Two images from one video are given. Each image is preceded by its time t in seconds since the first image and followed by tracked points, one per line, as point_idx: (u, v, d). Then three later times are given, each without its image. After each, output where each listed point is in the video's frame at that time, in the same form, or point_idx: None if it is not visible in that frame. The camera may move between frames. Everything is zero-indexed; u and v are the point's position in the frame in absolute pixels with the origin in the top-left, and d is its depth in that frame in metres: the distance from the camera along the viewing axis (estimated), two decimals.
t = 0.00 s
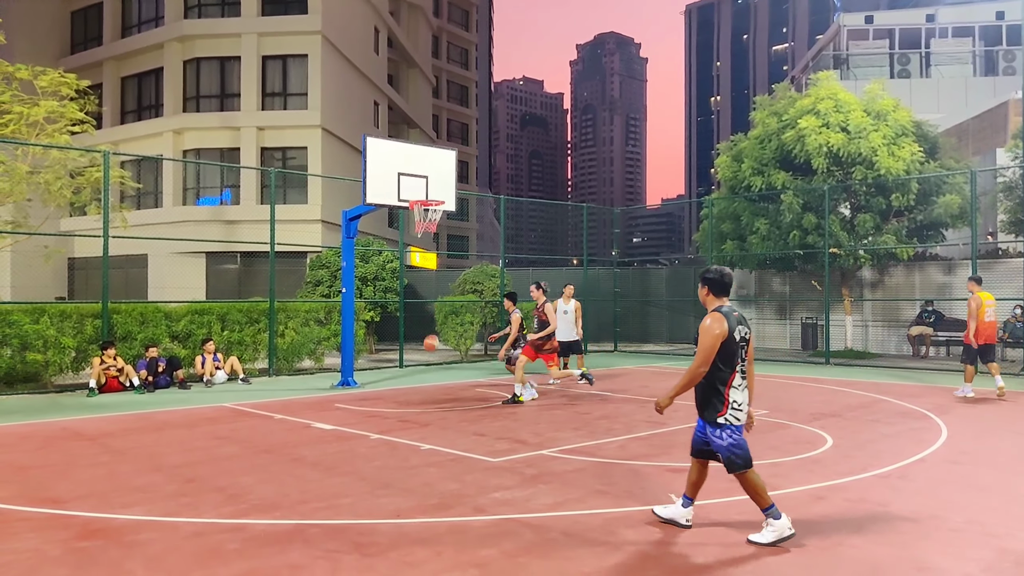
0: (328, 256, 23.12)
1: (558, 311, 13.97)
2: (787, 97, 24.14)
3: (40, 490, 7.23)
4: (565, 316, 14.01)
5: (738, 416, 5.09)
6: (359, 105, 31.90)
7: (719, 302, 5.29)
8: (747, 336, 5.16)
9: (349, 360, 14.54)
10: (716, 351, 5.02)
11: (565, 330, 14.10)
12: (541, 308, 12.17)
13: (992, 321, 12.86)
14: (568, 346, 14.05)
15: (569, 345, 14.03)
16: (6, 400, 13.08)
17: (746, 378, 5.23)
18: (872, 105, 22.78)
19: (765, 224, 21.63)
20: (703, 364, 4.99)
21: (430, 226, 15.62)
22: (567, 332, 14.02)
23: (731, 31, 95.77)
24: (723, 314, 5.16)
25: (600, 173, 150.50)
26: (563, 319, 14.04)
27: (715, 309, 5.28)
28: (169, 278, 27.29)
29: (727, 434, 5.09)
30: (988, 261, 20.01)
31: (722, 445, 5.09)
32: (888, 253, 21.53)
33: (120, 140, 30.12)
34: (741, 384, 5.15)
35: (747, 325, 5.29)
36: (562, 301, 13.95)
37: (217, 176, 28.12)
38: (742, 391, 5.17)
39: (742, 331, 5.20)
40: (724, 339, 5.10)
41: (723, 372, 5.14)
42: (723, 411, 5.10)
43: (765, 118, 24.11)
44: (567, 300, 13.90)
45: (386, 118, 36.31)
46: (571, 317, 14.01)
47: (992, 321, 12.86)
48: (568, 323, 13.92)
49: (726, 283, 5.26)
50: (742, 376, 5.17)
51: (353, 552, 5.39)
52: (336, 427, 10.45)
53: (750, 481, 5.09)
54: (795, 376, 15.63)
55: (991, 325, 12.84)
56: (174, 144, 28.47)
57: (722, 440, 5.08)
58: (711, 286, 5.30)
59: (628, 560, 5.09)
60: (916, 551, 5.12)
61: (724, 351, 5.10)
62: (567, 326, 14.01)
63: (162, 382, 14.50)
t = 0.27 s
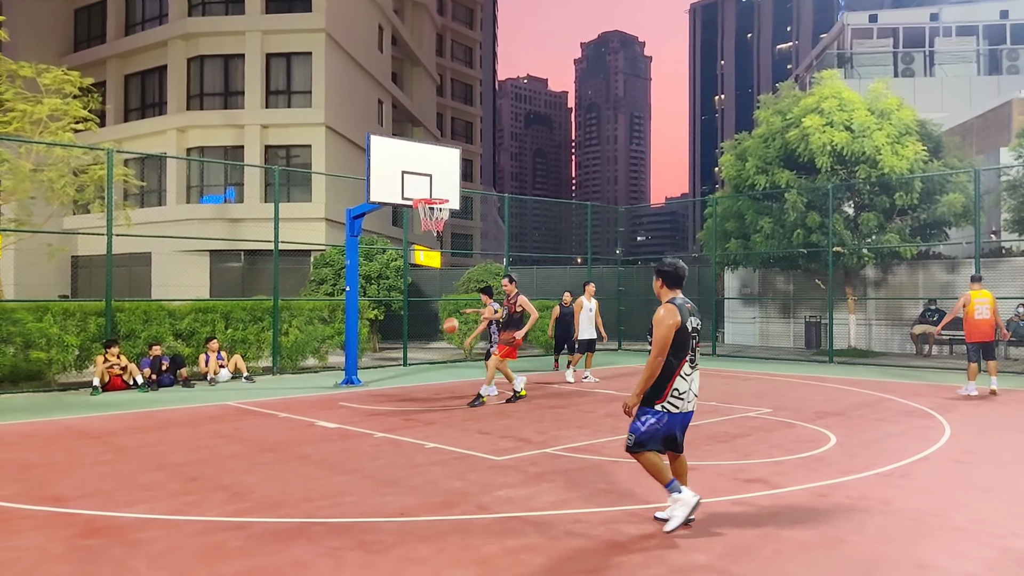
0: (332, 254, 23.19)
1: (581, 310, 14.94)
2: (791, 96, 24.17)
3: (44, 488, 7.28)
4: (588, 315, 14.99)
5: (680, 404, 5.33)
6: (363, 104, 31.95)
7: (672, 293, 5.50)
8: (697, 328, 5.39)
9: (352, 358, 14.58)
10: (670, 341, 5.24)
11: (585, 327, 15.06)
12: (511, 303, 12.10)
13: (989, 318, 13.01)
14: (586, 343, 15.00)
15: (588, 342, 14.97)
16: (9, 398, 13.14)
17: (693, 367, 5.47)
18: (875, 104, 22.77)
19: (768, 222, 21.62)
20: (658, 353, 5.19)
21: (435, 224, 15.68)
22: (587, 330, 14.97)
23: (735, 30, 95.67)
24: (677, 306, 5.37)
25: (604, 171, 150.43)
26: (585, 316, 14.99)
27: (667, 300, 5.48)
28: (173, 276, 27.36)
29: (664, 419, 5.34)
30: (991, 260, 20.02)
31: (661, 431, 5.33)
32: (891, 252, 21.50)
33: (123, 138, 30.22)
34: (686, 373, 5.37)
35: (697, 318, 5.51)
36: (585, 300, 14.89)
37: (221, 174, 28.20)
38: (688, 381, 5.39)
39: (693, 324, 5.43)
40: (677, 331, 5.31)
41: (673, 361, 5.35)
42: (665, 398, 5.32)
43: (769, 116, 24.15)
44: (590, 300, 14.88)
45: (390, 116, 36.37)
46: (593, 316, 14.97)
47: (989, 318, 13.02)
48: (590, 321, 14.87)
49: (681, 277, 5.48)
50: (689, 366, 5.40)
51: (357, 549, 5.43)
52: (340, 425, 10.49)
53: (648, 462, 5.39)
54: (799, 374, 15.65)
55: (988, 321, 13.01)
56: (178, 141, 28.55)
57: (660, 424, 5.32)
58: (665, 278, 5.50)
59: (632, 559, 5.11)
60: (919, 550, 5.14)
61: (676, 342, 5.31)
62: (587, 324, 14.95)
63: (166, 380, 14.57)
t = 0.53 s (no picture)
0: (334, 255, 23.22)
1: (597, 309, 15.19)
2: (792, 95, 24.17)
3: (47, 489, 7.32)
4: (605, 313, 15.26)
5: (628, 407, 5.29)
6: (365, 104, 31.98)
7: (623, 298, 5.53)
8: (644, 330, 5.36)
9: (355, 359, 14.61)
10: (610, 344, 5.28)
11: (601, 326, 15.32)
12: (490, 296, 11.59)
13: (993, 316, 13.00)
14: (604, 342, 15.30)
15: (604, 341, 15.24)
16: (12, 399, 13.19)
17: (648, 371, 5.41)
18: (876, 102, 22.75)
19: (770, 221, 21.64)
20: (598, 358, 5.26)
21: (436, 225, 15.70)
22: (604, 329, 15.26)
23: (736, 29, 95.59)
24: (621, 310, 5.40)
25: (605, 170, 150.44)
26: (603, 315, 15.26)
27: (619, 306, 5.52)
28: (175, 277, 27.43)
29: (614, 423, 5.31)
30: (993, 257, 20.03)
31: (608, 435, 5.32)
32: (893, 250, 21.50)
33: (125, 139, 30.30)
34: (635, 375, 5.33)
35: (650, 322, 5.46)
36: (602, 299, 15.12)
37: (223, 175, 28.27)
38: (640, 384, 5.35)
39: (642, 327, 5.40)
40: (620, 334, 5.33)
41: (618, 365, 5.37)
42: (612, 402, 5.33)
43: (771, 115, 24.16)
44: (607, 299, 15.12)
45: (392, 117, 36.42)
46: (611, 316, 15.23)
47: (994, 315, 13.01)
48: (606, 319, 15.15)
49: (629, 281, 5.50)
50: (640, 368, 5.35)
51: (361, 550, 5.45)
52: (343, 425, 10.52)
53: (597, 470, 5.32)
54: (801, 373, 15.66)
55: (993, 319, 13.02)
56: (180, 142, 28.62)
57: (613, 430, 5.28)
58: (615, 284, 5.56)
59: (634, 558, 5.13)
60: (921, 548, 5.16)
61: (622, 344, 5.32)
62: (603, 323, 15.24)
63: (168, 381, 14.61)
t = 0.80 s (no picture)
0: (332, 252, 23.23)
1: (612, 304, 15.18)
2: (791, 94, 24.23)
3: (44, 485, 7.35)
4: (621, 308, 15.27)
5: (590, 398, 5.35)
6: (364, 100, 31.96)
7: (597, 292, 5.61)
8: (600, 320, 5.40)
9: (353, 356, 14.65)
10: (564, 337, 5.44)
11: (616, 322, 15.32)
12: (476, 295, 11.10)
13: (996, 314, 13.10)
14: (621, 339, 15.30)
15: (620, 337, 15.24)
16: (7, 395, 13.18)
17: (615, 362, 5.39)
18: (874, 102, 22.83)
19: (768, 220, 21.73)
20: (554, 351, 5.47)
21: (435, 222, 15.72)
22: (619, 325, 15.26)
23: (735, 28, 95.62)
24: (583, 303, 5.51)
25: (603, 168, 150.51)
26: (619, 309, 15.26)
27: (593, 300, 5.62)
28: (171, 273, 27.44)
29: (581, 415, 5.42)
30: (988, 258, 20.21)
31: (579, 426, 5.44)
32: (889, 249, 21.62)
33: (122, 134, 30.27)
34: (596, 367, 5.38)
35: (615, 313, 5.45)
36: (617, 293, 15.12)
37: (221, 171, 28.27)
38: (604, 375, 5.37)
39: (603, 318, 5.43)
40: (578, 327, 5.46)
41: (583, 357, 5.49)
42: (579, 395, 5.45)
43: (769, 114, 24.20)
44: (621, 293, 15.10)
45: (391, 113, 36.44)
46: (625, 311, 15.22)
47: (997, 314, 13.12)
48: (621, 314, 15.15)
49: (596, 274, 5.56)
50: (601, 359, 5.39)
51: (358, 547, 5.49)
52: (341, 422, 10.56)
53: (584, 469, 5.36)
54: (798, 371, 15.73)
55: (996, 317, 13.12)
56: (177, 138, 28.59)
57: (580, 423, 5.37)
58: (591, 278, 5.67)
59: (630, 555, 5.19)
60: (914, 545, 5.21)
61: (579, 337, 5.44)
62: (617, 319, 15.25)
63: (165, 378, 14.63)
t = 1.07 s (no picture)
0: (327, 248, 23.21)
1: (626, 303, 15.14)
2: (786, 92, 24.29)
3: (39, 482, 7.36)
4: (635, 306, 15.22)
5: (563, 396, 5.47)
6: (360, 97, 31.94)
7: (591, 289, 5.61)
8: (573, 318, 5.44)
9: (348, 352, 14.66)
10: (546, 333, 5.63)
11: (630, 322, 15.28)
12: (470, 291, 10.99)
13: (993, 310, 13.22)
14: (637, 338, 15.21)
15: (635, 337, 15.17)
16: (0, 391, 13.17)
17: (586, 361, 5.39)
18: (869, 100, 22.91)
19: (763, 217, 21.81)
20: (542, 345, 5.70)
21: (431, 218, 15.74)
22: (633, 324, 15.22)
23: (731, 26, 95.79)
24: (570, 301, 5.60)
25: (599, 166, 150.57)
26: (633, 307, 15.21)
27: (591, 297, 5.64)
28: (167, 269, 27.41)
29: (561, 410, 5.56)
30: (981, 255, 20.28)
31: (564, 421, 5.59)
32: (883, 247, 21.71)
33: (117, 130, 30.21)
34: (569, 364, 5.47)
35: (590, 312, 5.41)
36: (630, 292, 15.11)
37: (216, 167, 28.24)
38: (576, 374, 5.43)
39: (578, 317, 5.45)
40: (561, 323, 5.58)
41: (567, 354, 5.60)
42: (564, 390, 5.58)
43: (765, 112, 24.24)
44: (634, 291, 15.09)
45: (387, 110, 36.42)
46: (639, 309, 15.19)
47: (994, 310, 13.23)
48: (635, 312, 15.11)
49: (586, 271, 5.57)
50: (573, 357, 5.46)
51: (353, 542, 5.52)
52: (337, 418, 10.58)
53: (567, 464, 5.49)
54: (792, 368, 15.81)
55: (994, 313, 13.21)
56: (172, 133, 28.54)
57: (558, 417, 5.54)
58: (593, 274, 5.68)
59: (624, 549, 5.23)
60: (906, 539, 5.27)
61: (561, 334, 5.59)
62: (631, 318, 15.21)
63: (160, 374, 14.64)
